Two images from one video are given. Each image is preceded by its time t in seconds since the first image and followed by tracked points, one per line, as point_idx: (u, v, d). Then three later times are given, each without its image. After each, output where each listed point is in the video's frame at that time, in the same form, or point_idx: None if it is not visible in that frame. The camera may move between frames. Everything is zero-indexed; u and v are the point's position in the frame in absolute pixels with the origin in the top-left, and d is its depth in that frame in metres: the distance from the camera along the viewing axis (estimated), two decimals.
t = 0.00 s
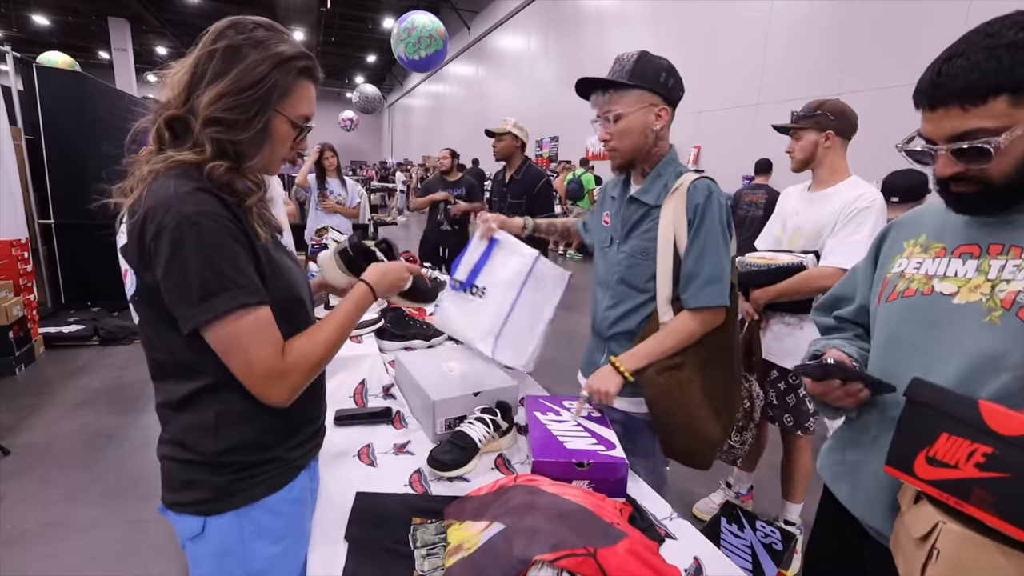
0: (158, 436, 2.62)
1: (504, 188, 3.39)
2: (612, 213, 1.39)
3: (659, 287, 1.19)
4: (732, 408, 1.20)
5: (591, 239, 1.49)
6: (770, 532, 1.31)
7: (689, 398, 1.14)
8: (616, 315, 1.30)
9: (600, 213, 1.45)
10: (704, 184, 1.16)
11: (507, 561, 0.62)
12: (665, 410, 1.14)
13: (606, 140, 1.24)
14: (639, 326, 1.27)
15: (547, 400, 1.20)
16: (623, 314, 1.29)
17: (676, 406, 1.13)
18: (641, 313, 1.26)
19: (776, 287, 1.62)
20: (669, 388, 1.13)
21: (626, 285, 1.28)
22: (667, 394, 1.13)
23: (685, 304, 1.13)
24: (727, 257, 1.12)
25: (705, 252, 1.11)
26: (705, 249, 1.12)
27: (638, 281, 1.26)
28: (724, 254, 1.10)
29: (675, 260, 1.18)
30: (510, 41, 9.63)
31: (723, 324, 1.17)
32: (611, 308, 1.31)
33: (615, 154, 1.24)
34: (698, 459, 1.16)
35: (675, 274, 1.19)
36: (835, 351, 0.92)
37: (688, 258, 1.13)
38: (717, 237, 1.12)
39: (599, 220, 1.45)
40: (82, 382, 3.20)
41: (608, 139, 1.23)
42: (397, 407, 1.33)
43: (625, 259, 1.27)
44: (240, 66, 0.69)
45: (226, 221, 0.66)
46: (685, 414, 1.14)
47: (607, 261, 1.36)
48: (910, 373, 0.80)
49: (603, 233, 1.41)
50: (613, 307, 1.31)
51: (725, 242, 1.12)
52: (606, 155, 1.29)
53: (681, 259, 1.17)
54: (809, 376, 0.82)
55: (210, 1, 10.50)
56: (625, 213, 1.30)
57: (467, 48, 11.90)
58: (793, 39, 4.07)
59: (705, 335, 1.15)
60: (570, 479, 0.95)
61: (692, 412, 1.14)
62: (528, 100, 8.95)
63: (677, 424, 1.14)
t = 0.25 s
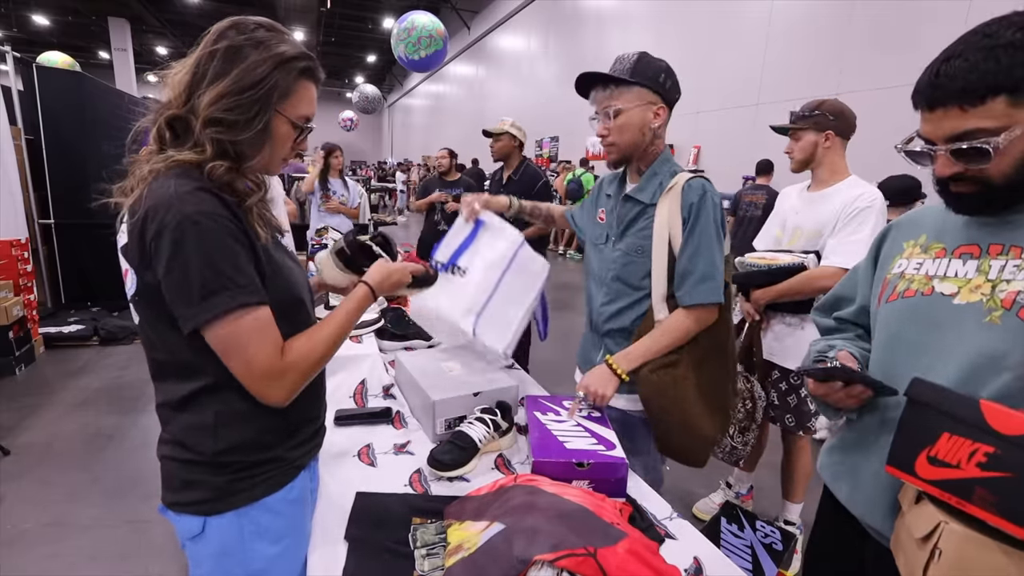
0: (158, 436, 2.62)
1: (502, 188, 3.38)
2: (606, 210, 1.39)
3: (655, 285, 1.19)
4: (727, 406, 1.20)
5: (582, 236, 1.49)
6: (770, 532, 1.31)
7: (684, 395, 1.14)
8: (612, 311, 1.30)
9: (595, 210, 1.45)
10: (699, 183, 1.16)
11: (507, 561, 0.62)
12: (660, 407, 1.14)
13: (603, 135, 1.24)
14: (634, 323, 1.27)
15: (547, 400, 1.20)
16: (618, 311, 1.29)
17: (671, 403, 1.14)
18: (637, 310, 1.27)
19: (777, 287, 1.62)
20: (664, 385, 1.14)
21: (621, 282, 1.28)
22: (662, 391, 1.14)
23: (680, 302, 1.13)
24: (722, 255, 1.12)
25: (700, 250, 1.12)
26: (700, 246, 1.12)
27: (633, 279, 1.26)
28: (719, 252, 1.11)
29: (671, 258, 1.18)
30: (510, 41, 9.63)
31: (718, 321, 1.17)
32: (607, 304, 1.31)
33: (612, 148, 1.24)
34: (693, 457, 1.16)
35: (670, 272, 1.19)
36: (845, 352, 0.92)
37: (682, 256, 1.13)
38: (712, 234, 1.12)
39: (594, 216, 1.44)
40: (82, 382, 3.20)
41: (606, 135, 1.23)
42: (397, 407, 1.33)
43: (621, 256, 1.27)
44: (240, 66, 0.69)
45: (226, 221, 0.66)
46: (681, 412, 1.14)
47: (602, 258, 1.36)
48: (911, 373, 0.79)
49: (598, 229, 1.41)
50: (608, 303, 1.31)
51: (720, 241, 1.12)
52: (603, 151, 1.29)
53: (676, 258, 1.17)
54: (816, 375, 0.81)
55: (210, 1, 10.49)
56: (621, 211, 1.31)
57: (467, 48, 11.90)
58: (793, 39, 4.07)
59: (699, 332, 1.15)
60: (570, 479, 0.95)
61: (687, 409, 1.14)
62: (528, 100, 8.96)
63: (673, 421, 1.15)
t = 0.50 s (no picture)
0: (158, 436, 2.62)
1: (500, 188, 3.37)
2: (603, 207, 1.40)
3: (650, 282, 1.19)
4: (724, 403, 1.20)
5: (580, 231, 1.48)
6: (771, 532, 1.31)
7: (682, 393, 1.14)
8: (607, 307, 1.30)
9: (593, 207, 1.45)
10: (694, 182, 1.16)
11: (507, 561, 0.62)
12: (659, 405, 1.15)
13: (601, 134, 1.24)
14: (630, 321, 1.27)
15: (546, 400, 1.20)
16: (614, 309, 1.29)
17: (668, 401, 1.14)
18: (632, 307, 1.26)
19: (779, 287, 1.62)
20: (662, 382, 1.14)
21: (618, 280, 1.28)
22: (660, 389, 1.14)
23: (676, 300, 1.13)
24: (716, 253, 1.12)
25: (695, 248, 1.12)
26: (695, 244, 1.12)
27: (628, 277, 1.26)
28: (713, 250, 1.11)
29: (666, 256, 1.18)
30: (510, 41, 9.63)
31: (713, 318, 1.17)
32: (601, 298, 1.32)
33: (610, 147, 1.24)
34: (692, 454, 1.16)
35: (666, 269, 1.19)
36: (845, 352, 0.92)
37: (678, 254, 1.13)
38: (705, 232, 1.12)
39: (592, 212, 1.44)
40: (82, 382, 3.20)
41: (604, 133, 1.23)
42: (397, 407, 1.33)
43: (617, 254, 1.27)
44: (239, 66, 0.69)
45: (225, 221, 0.66)
46: (679, 410, 1.14)
47: (598, 255, 1.36)
48: (913, 373, 0.79)
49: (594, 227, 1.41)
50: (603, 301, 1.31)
51: (715, 239, 1.12)
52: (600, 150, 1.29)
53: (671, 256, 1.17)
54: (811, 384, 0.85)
55: (209, 1, 10.49)
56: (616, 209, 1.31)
57: (467, 48, 11.91)
58: (793, 39, 4.07)
59: (695, 330, 1.15)
60: (570, 479, 0.95)
61: (685, 407, 1.14)
62: (528, 100, 8.96)
63: (671, 419, 1.15)
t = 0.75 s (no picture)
0: (158, 436, 2.62)
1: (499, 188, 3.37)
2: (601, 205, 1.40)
3: (648, 281, 1.19)
4: (722, 402, 1.20)
5: (579, 228, 1.48)
6: (771, 532, 1.31)
7: (681, 392, 1.14)
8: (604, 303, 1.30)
9: (592, 202, 1.44)
10: (691, 182, 1.16)
11: (507, 561, 0.62)
12: (657, 405, 1.14)
13: (601, 134, 1.24)
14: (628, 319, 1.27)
15: (547, 400, 1.20)
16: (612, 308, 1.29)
17: (666, 400, 1.14)
18: (629, 305, 1.26)
19: (789, 288, 1.60)
20: (658, 382, 1.13)
21: (616, 279, 1.28)
22: (655, 389, 1.13)
23: (674, 299, 1.13)
24: (714, 252, 1.12)
25: (693, 247, 1.11)
26: (692, 244, 1.12)
27: (626, 275, 1.26)
28: (710, 249, 1.11)
29: (664, 255, 1.18)
30: (510, 41, 9.63)
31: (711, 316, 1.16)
32: (597, 295, 1.33)
33: (609, 146, 1.24)
34: (690, 452, 1.17)
35: (663, 269, 1.19)
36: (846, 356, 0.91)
37: (676, 253, 1.13)
38: (702, 232, 1.12)
39: (590, 208, 1.43)
40: (82, 382, 3.20)
41: (603, 132, 1.24)
42: (397, 407, 1.33)
43: (614, 253, 1.28)
44: (232, 65, 0.69)
45: (224, 221, 0.66)
46: (677, 409, 1.14)
47: (597, 253, 1.36)
48: (914, 374, 0.79)
49: (592, 226, 1.41)
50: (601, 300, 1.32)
51: (712, 238, 1.12)
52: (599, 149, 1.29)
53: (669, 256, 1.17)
54: (813, 381, 0.84)
55: (209, 1, 10.48)
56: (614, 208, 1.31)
57: (467, 49, 11.91)
58: (793, 39, 4.08)
59: (692, 330, 1.15)
60: (570, 479, 0.95)
61: (684, 405, 1.14)
62: (528, 100, 8.96)
63: (670, 418, 1.15)
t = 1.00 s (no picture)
0: (158, 435, 2.62)
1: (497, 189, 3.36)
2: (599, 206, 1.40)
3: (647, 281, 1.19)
4: (722, 402, 1.20)
5: (579, 228, 1.48)
6: (771, 532, 1.31)
7: (681, 392, 1.14)
8: (602, 302, 1.31)
9: (592, 200, 1.43)
10: (690, 182, 1.16)
11: (507, 561, 0.62)
12: (658, 403, 1.15)
13: (601, 133, 1.23)
14: (626, 318, 1.27)
15: (547, 400, 1.20)
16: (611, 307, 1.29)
17: (666, 399, 1.14)
18: (628, 304, 1.26)
19: (800, 290, 1.57)
20: (657, 382, 1.14)
21: (614, 279, 1.28)
22: (655, 389, 1.14)
23: (673, 299, 1.13)
24: (712, 251, 1.12)
25: (691, 247, 1.11)
26: (690, 246, 1.11)
27: (625, 275, 1.26)
28: (709, 249, 1.11)
29: (662, 254, 1.18)
30: (510, 41, 9.63)
31: (710, 315, 1.16)
32: (596, 293, 1.33)
33: (608, 147, 1.24)
34: (690, 451, 1.17)
35: (663, 269, 1.19)
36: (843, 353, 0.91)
37: (674, 254, 1.13)
38: (699, 234, 1.12)
39: (590, 206, 1.43)
40: (82, 382, 3.20)
41: (602, 132, 1.23)
42: (397, 407, 1.33)
43: (614, 253, 1.28)
44: (231, 65, 0.69)
45: (223, 221, 0.66)
46: (677, 408, 1.14)
47: (596, 252, 1.37)
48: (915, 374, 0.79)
49: (590, 227, 1.41)
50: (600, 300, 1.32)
51: (711, 238, 1.12)
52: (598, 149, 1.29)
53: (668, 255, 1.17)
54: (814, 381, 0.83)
55: (209, 1, 10.48)
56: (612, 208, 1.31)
57: (467, 48, 11.90)
58: (793, 38, 4.08)
59: (691, 329, 1.15)
60: (570, 479, 0.95)
61: (683, 405, 1.15)
62: (528, 100, 8.96)
63: (669, 417, 1.15)
